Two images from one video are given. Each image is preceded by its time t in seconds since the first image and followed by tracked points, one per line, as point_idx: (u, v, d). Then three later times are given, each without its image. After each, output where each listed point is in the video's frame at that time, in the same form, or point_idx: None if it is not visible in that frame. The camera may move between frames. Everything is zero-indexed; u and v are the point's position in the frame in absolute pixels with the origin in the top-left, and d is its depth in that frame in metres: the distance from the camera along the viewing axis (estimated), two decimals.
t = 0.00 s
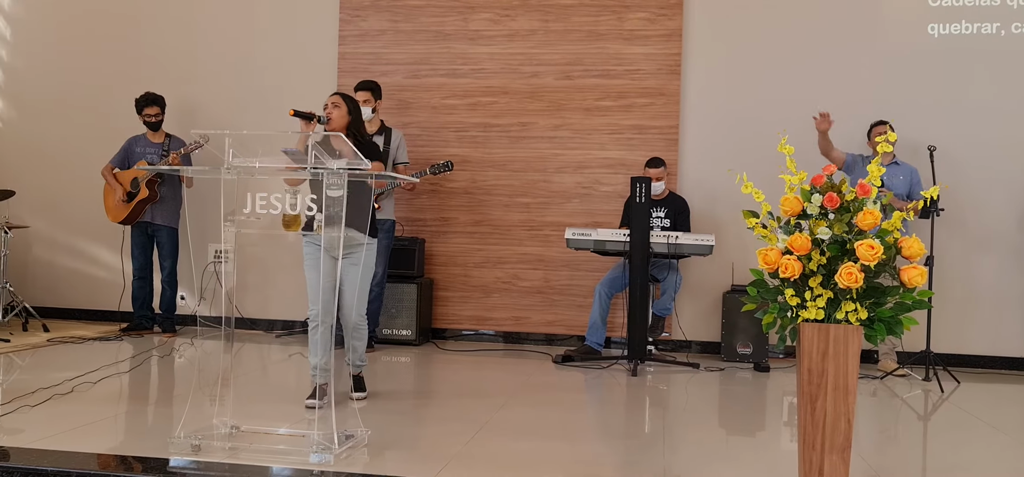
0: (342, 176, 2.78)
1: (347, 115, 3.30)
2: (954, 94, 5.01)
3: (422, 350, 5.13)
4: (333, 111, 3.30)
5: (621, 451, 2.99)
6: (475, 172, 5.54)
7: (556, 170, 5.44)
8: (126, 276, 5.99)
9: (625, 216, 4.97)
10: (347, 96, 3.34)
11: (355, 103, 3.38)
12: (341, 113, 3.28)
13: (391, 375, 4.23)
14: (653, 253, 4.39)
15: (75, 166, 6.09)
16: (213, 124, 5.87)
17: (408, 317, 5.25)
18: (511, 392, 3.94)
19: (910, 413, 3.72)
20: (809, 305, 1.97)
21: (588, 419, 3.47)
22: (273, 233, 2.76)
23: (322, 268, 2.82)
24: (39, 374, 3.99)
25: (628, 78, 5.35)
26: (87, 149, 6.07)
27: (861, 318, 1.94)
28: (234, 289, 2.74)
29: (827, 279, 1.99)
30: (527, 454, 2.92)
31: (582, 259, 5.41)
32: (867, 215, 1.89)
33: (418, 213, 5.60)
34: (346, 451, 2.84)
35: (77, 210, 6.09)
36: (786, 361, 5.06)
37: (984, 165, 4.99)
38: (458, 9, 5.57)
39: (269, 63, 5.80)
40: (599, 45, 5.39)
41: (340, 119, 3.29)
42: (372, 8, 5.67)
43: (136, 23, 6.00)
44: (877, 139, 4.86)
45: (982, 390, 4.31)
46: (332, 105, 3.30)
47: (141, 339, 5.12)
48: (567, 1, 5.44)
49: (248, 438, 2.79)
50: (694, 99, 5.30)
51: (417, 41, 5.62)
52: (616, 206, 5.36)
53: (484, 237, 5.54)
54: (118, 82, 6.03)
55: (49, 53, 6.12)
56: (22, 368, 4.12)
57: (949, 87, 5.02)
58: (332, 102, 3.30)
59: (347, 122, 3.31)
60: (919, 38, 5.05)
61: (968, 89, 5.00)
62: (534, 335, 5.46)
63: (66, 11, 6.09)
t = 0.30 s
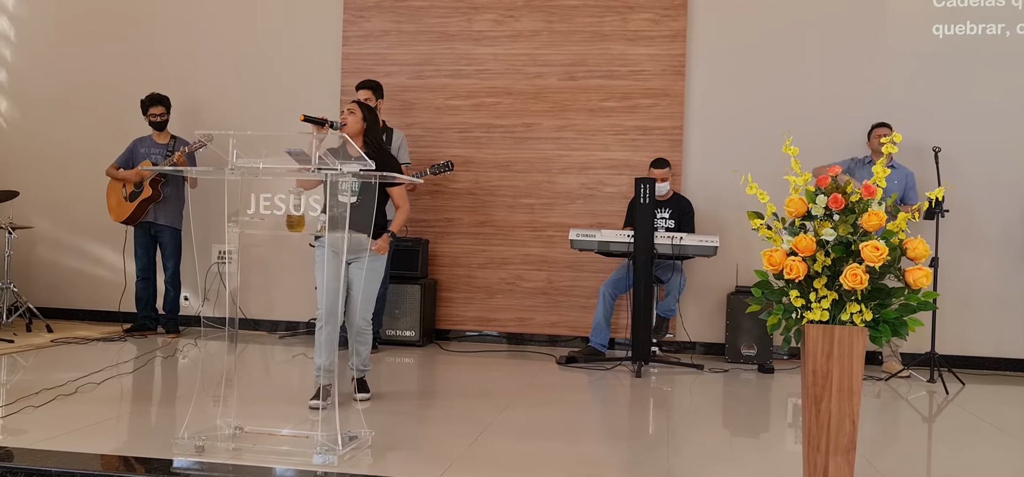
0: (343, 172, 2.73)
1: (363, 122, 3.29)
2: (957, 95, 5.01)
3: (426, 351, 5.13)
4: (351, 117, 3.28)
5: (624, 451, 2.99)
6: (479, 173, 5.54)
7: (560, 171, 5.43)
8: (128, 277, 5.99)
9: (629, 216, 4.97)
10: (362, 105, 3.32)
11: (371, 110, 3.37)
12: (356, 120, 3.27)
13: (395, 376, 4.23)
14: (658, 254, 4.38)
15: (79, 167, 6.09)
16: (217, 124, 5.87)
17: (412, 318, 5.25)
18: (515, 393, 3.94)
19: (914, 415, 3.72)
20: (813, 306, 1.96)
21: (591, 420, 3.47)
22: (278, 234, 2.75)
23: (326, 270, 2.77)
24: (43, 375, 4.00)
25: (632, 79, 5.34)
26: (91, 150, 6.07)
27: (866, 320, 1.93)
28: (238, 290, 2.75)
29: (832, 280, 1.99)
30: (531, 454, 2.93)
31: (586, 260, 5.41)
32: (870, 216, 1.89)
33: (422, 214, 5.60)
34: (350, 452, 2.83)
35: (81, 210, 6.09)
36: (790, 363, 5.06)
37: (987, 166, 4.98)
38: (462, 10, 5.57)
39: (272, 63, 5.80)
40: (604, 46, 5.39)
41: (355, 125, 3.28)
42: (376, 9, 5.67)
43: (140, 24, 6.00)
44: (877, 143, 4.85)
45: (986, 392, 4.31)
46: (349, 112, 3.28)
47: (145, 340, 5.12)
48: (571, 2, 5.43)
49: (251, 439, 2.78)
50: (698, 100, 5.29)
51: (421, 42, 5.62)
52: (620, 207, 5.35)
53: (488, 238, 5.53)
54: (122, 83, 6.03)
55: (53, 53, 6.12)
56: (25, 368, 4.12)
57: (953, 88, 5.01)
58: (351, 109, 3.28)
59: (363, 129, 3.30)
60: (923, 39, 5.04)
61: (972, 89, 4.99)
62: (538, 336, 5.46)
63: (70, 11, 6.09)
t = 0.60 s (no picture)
0: (348, 178, 2.78)
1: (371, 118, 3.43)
2: (959, 96, 5.01)
3: (427, 352, 5.14)
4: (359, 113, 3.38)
5: (625, 452, 3.00)
6: (481, 174, 5.54)
7: (561, 172, 5.44)
8: (130, 277, 6.00)
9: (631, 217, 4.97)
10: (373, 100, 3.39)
11: (381, 106, 3.48)
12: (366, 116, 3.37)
13: (396, 377, 4.23)
14: (659, 255, 4.38)
15: (82, 168, 6.10)
16: (218, 125, 5.88)
17: (413, 319, 5.26)
18: (516, 394, 3.95)
19: (915, 416, 3.71)
20: (815, 308, 1.96)
21: (592, 420, 3.48)
22: (279, 235, 2.75)
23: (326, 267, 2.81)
24: (45, 375, 4.00)
25: (634, 80, 5.34)
26: (93, 152, 6.08)
27: (868, 321, 1.93)
28: (240, 290, 2.76)
29: (834, 281, 1.99)
30: (532, 455, 2.93)
31: (587, 261, 5.41)
32: (873, 217, 1.89)
33: (424, 215, 5.61)
34: (351, 452, 2.84)
35: (83, 210, 6.10)
36: (792, 364, 5.06)
37: (989, 166, 4.97)
38: (463, 11, 5.57)
39: (274, 64, 5.81)
40: (605, 47, 5.39)
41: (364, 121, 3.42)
42: (377, 10, 5.68)
43: (143, 25, 6.02)
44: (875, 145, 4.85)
45: (988, 393, 4.30)
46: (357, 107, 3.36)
47: (147, 341, 5.13)
48: (572, 3, 5.44)
49: (253, 439, 2.78)
50: (699, 101, 5.29)
51: (422, 43, 5.63)
52: (621, 208, 5.36)
53: (490, 239, 5.54)
54: (124, 84, 6.04)
55: (56, 55, 6.13)
56: (27, 369, 4.13)
57: (955, 89, 5.01)
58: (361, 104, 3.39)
59: (371, 125, 3.43)
60: (925, 40, 5.04)
61: (974, 90, 4.99)
62: (539, 337, 5.46)
63: (73, 12, 6.11)
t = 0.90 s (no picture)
0: (350, 179, 2.78)
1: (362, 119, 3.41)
2: (961, 97, 5.00)
3: (429, 353, 5.14)
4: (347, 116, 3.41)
5: (628, 452, 3.01)
6: (482, 175, 5.55)
7: (563, 173, 5.44)
8: (132, 278, 6.01)
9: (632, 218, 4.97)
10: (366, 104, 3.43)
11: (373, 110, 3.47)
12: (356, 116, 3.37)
13: (398, 378, 4.24)
14: (660, 256, 4.38)
15: (84, 170, 6.12)
16: (220, 127, 5.88)
17: (415, 320, 5.26)
18: (518, 395, 3.95)
19: (918, 417, 3.71)
20: (817, 309, 1.96)
21: (595, 421, 3.48)
22: (281, 236, 2.77)
23: (331, 272, 2.80)
24: (49, 376, 4.00)
25: (635, 81, 5.35)
26: (95, 154, 6.09)
27: (869, 322, 1.94)
28: (243, 292, 2.75)
29: (836, 282, 1.99)
30: (534, 456, 2.93)
31: (588, 262, 5.41)
32: (875, 218, 1.88)
33: (425, 216, 5.61)
34: (354, 454, 2.84)
35: (85, 212, 6.11)
36: (793, 365, 5.06)
37: (991, 167, 4.97)
38: (464, 12, 5.58)
39: (276, 66, 5.82)
40: (606, 49, 5.39)
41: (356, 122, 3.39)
42: (379, 11, 5.69)
43: (145, 27, 6.03)
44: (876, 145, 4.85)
45: (991, 394, 4.29)
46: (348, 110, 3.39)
47: (149, 342, 5.14)
48: (573, 4, 5.44)
49: (256, 440, 2.78)
50: (701, 102, 5.29)
51: (424, 44, 5.63)
52: (623, 209, 5.36)
53: (491, 240, 5.54)
54: (126, 86, 6.05)
55: (58, 57, 6.15)
56: (30, 370, 4.13)
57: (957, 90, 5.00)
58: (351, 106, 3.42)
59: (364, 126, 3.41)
60: (927, 40, 5.04)
61: (976, 91, 4.98)
62: (540, 338, 5.47)
63: (76, 14, 6.12)
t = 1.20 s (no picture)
0: (351, 182, 2.81)
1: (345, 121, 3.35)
2: (964, 98, 4.98)
3: (429, 355, 5.12)
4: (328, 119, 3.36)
5: (628, 455, 2.99)
6: (483, 177, 5.53)
7: (563, 175, 5.42)
8: (133, 279, 6.01)
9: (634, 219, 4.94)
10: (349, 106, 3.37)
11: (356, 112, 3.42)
12: (340, 120, 3.32)
13: (398, 380, 4.22)
14: (662, 257, 4.36)
15: (84, 171, 6.11)
16: (220, 128, 5.87)
17: (415, 322, 5.24)
18: (518, 397, 3.93)
19: (921, 420, 3.69)
20: (819, 311, 1.94)
21: (596, 423, 3.47)
22: (281, 237, 2.76)
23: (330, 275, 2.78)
24: (48, 379, 4.00)
25: (636, 82, 5.33)
26: (95, 156, 6.09)
27: (872, 324, 1.92)
28: (242, 293, 2.74)
29: (838, 284, 1.97)
30: (534, 459, 2.92)
31: (589, 264, 5.39)
32: (878, 220, 1.86)
33: (426, 217, 5.60)
34: (354, 456, 2.83)
35: (86, 213, 6.11)
36: (795, 367, 5.04)
37: (994, 168, 4.95)
38: (465, 13, 5.57)
39: (277, 67, 5.81)
40: (607, 49, 5.38)
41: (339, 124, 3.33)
42: (379, 12, 5.67)
43: (145, 29, 6.03)
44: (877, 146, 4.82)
45: (994, 397, 4.26)
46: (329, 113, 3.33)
47: (149, 344, 5.12)
48: (574, 5, 5.43)
49: (255, 443, 2.76)
50: (703, 103, 5.27)
51: (425, 45, 5.62)
52: (624, 211, 5.34)
53: (492, 242, 5.52)
54: (127, 87, 6.05)
55: (59, 58, 6.14)
56: (30, 372, 4.12)
57: (960, 91, 4.98)
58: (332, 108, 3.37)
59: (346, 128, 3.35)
60: (930, 40, 5.01)
61: (979, 91, 4.96)
62: (541, 340, 5.45)
63: (77, 15, 6.12)
